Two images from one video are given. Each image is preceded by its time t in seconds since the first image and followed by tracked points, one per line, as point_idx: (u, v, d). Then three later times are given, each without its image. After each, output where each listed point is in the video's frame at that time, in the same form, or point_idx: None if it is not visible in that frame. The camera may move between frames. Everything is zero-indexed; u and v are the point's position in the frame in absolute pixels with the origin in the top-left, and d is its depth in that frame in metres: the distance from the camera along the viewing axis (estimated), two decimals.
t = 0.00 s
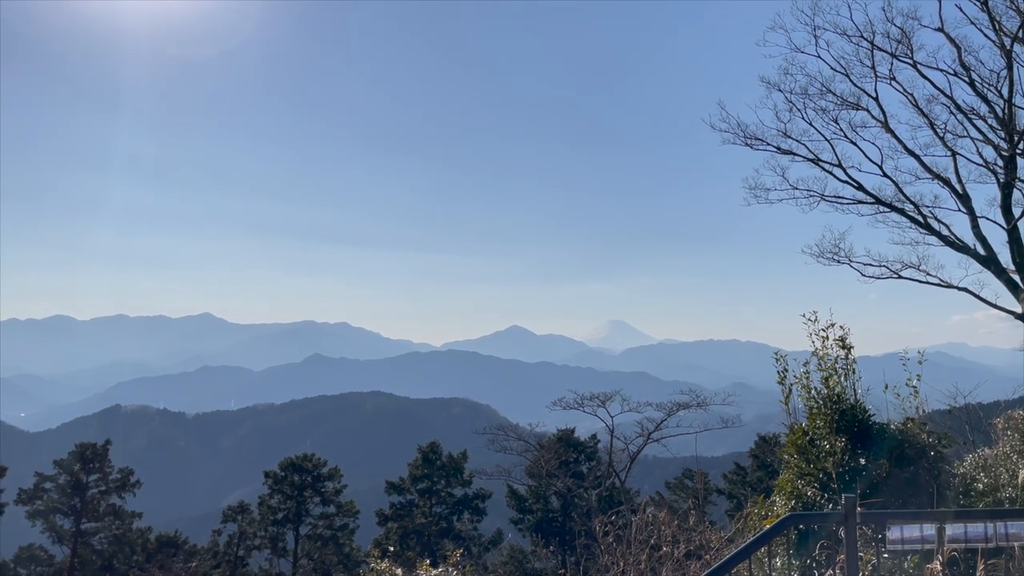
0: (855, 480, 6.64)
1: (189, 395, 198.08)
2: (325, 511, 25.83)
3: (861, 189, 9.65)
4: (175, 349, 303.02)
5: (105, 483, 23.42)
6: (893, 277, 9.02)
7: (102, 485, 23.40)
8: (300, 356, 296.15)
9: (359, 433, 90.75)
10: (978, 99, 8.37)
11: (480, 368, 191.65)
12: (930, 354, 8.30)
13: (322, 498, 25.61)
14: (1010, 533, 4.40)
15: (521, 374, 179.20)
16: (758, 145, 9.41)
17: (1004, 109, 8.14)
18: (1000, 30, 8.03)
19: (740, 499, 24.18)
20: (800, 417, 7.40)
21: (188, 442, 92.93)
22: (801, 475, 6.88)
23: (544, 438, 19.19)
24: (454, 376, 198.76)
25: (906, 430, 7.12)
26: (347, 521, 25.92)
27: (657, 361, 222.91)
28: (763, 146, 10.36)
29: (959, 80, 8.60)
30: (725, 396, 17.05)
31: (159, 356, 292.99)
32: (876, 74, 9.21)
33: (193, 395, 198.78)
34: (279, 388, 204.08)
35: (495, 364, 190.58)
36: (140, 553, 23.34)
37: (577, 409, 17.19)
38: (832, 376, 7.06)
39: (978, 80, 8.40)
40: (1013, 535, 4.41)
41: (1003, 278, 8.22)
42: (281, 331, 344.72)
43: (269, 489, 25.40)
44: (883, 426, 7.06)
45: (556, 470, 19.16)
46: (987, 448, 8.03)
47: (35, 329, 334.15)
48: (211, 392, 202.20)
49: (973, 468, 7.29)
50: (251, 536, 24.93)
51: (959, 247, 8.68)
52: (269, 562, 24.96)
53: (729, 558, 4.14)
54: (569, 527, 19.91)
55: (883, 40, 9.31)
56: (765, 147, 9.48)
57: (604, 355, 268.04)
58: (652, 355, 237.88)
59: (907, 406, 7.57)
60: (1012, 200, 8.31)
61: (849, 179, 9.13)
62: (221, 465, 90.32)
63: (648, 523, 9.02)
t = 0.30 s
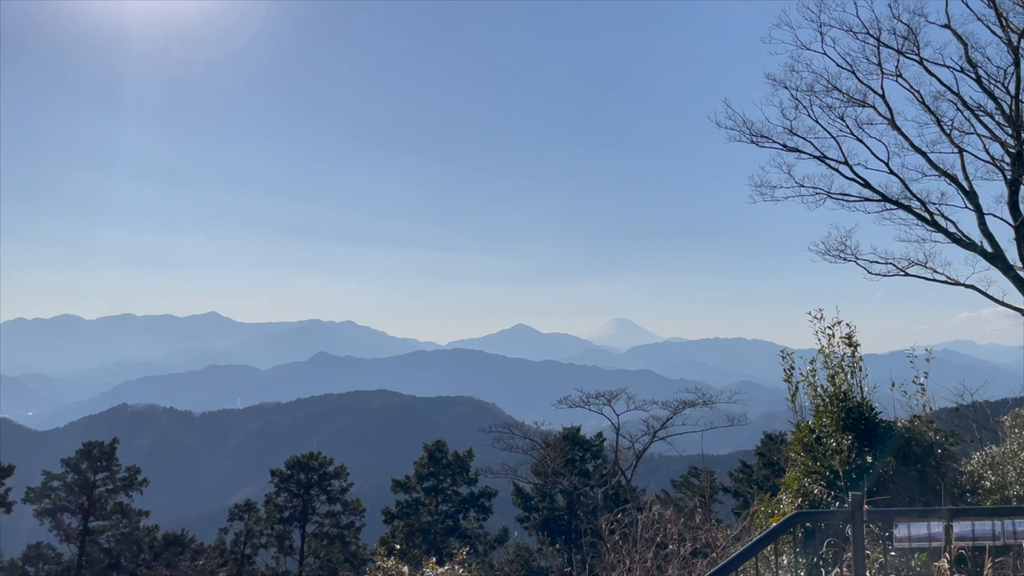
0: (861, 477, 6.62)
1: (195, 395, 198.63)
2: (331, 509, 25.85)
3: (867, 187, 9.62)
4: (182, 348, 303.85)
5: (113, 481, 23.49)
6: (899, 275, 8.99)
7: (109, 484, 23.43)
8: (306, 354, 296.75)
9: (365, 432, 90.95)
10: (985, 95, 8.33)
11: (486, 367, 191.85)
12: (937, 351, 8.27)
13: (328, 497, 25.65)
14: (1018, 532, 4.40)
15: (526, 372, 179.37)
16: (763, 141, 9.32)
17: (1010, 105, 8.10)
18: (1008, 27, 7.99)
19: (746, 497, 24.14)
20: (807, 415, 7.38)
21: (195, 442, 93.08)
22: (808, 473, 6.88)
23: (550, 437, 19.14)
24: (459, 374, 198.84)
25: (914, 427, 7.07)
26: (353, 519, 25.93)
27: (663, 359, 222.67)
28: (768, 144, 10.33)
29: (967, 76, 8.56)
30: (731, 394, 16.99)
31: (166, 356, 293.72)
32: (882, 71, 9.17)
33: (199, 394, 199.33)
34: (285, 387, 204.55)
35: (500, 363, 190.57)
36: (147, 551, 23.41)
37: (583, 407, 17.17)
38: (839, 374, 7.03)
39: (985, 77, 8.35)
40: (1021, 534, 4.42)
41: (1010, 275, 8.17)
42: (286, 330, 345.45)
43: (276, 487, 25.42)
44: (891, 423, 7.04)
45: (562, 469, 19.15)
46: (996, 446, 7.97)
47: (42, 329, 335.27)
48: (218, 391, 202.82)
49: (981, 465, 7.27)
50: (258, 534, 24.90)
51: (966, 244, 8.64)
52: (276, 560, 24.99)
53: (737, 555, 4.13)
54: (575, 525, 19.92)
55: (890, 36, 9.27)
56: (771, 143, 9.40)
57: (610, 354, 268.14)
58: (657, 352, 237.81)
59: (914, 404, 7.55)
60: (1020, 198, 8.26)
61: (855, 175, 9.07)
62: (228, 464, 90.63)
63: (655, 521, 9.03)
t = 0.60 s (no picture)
0: (871, 477, 6.58)
1: (204, 393, 199.35)
2: (339, 507, 25.88)
3: (874, 185, 9.61)
4: (190, 347, 304.92)
5: (121, 479, 23.57)
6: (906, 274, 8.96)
7: (119, 482, 23.52)
8: (313, 353, 297.34)
9: (372, 431, 91.13)
10: (993, 93, 8.30)
11: (493, 366, 192.02)
12: (947, 348, 8.24)
13: (336, 495, 25.66)
14: None
15: (533, 371, 179.44)
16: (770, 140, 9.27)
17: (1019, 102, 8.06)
18: (1016, 23, 7.96)
19: (754, 496, 24.06)
20: (815, 414, 7.38)
21: (204, 439, 93.23)
22: (816, 472, 6.88)
23: (558, 435, 19.12)
24: (466, 373, 198.94)
25: (923, 425, 7.03)
26: (361, 516, 25.99)
27: (670, 358, 222.18)
28: (775, 141, 10.31)
29: (975, 74, 8.53)
30: (738, 392, 16.95)
31: (173, 355, 294.84)
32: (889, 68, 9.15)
33: (207, 393, 200.01)
34: (292, 386, 205.14)
35: (506, 362, 190.54)
36: (156, 549, 23.54)
37: (590, 405, 17.15)
38: (847, 372, 7.04)
39: (994, 73, 8.32)
40: None
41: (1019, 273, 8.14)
42: (294, 329, 346.41)
43: (284, 485, 25.48)
44: (899, 421, 7.02)
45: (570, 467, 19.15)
46: (1005, 444, 7.94)
47: (51, 328, 336.72)
48: (225, 389, 203.48)
49: (989, 465, 7.25)
50: (267, 532, 25.06)
51: (975, 242, 8.61)
52: (284, 557, 25.07)
53: (745, 552, 4.15)
54: (582, 523, 19.89)
55: (898, 33, 9.25)
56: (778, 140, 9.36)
57: (617, 352, 267.97)
58: (664, 351, 237.46)
59: (922, 402, 7.55)
60: None
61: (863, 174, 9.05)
62: (236, 462, 90.91)
63: (663, 519, 9.01)
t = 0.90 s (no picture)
0: (881, 475, 6.53)
1: (212, 392, 200.01)
2: (347, 505, 25.93)
3: (885, 182, 9.61)
4: (199, 346, 305.98)
5: (131, 477, 23.60)
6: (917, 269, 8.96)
7: (129, 480, 23.58)
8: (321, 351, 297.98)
9: (380, 429, 91.26)
10: (1004, 90, 8.28)
11: (500, 365, 192.04)
12: (957, 349, 8.19)
13: (344, 493, 25.68)
14: None
15: (541, 370, 179.41)
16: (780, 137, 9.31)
17: None
18: None
19: (762, 495, 23.97)
20: (824, 413, 7.37)
21: (213, 437, 93.44)
22: (825, 471, 6.85)
23: (565, 434, 19.13)
24: (473, 372, 198.93)
25: (933, 425, 7.00)
26: (369, 515, 26.02)
27: (677, 356, 221.55)
28: (785, 139, 10.33)
29: (985, 71, 8.52)
30: (746, 391, 16.91)
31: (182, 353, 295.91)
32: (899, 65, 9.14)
33: (215, 391, 200.64)
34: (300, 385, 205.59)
35: (513, 361, 190.46)
36: (165, 546, 23.68)
37: (598, 404, 17.15)
38: (857, 370, 7.03)
39: (1004, 71, 8.31)
40: None
41: None
42: (302, 328, 347.19)
43: (292, 483, 25.55)
44: (908, 420, 6.98)
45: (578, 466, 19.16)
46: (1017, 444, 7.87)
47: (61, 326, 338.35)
48: (233, 388, 204.14)
49: (1001, 464, 7.20)
50: (275, 530, 25.00)
51: (985, 240, 8.59)
52: (293, 556, 25.16)
53: (757, 549, 4.20)
54: (590, 522, 19.87)
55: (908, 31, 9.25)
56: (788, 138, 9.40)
57: (625, 351, 267.57)
58: (672, 349, 236.93)
59: (931, 401, 7.51)
60: None
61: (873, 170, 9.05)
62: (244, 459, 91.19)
63: (671, 518, 9.02)
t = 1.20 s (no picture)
0: (890, 475, 6.49)
1: (222, 390, 200.60)
2: (356, 503, 25.95)
3: (894, 181, 9.57)
4: (208, 345, 306.95)
5: (141, 475, 23.67)
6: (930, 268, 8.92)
7: (139, 478, 23.64)
8: (330, 350, 298.48)
9: (389, 427, 91.41)
10: (1017, 88, 8.20)
11: (508, 363, 192.01)
12: (968, 347, 8.15)
13: (353, 491, 25.73)
14: None
15: (549, 368, 179.32)
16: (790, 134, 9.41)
17: None
18: None
19: (771, 495, 23.85)
20: (834, 412, 7.36)
21: (222, 436, 93.73)
22: (835, 470, 6.82)
23: (573, 432, 19.10)
24: (481, 371, 198.94)
25: (942, 424, 6.96)
26: (378, 513, 26.03)
27: (686, 355, 220.83)
28: (794, 136, 10.30)
29: (997, 69, 8.47)
30: (756, 389, 16.83)
31: (191, 352, 296.79)
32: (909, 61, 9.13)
33: (225, 390, 201.28)
34: (309, 383, 206.11)
35: (521, 360, 190.29)
36: (175, 544, 23.76)
37: (606, 403, 17.11)
38: (866, 370, 7.02)
39: (1016, 67, 8.24)
40: None
41: None
42: (311, 327, 347.98)
43: (301, 481, 25.63)
44: (919, 420, 6.91)
45: (586, 465, 19.15)
46: None
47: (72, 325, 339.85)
48: (243, 386, 204.90)
49: (1013, 465, 7.13)
50: (283, 528, 25.10)
51: (997, 238, 8.52)
52: (302, 554, 25.23)
53: (768, 548, 4.22)
54: (598, 521, 19.82)
55: (917, 29, 9.24)
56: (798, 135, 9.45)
57: (634, 350, 267.12)
58: (681, 348, 236.40)
59: (942, 400, 7.47)
60: None
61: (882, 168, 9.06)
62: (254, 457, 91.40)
63: (679, 517, 9.03)
